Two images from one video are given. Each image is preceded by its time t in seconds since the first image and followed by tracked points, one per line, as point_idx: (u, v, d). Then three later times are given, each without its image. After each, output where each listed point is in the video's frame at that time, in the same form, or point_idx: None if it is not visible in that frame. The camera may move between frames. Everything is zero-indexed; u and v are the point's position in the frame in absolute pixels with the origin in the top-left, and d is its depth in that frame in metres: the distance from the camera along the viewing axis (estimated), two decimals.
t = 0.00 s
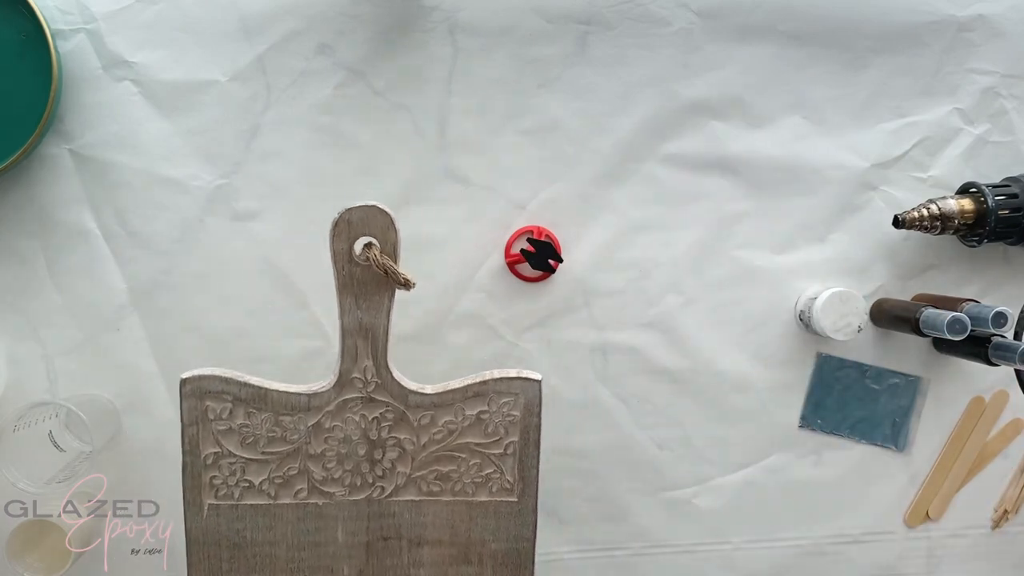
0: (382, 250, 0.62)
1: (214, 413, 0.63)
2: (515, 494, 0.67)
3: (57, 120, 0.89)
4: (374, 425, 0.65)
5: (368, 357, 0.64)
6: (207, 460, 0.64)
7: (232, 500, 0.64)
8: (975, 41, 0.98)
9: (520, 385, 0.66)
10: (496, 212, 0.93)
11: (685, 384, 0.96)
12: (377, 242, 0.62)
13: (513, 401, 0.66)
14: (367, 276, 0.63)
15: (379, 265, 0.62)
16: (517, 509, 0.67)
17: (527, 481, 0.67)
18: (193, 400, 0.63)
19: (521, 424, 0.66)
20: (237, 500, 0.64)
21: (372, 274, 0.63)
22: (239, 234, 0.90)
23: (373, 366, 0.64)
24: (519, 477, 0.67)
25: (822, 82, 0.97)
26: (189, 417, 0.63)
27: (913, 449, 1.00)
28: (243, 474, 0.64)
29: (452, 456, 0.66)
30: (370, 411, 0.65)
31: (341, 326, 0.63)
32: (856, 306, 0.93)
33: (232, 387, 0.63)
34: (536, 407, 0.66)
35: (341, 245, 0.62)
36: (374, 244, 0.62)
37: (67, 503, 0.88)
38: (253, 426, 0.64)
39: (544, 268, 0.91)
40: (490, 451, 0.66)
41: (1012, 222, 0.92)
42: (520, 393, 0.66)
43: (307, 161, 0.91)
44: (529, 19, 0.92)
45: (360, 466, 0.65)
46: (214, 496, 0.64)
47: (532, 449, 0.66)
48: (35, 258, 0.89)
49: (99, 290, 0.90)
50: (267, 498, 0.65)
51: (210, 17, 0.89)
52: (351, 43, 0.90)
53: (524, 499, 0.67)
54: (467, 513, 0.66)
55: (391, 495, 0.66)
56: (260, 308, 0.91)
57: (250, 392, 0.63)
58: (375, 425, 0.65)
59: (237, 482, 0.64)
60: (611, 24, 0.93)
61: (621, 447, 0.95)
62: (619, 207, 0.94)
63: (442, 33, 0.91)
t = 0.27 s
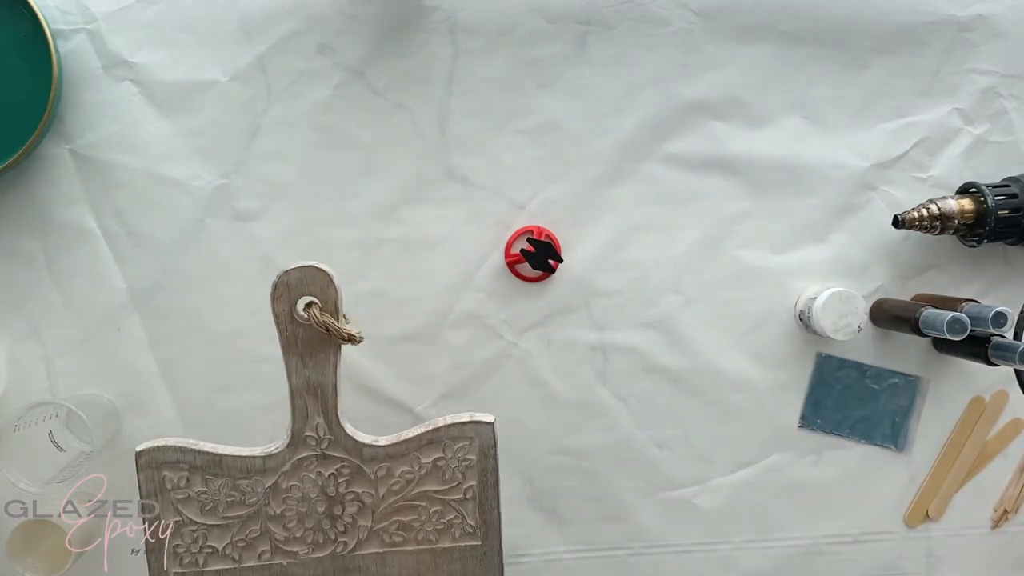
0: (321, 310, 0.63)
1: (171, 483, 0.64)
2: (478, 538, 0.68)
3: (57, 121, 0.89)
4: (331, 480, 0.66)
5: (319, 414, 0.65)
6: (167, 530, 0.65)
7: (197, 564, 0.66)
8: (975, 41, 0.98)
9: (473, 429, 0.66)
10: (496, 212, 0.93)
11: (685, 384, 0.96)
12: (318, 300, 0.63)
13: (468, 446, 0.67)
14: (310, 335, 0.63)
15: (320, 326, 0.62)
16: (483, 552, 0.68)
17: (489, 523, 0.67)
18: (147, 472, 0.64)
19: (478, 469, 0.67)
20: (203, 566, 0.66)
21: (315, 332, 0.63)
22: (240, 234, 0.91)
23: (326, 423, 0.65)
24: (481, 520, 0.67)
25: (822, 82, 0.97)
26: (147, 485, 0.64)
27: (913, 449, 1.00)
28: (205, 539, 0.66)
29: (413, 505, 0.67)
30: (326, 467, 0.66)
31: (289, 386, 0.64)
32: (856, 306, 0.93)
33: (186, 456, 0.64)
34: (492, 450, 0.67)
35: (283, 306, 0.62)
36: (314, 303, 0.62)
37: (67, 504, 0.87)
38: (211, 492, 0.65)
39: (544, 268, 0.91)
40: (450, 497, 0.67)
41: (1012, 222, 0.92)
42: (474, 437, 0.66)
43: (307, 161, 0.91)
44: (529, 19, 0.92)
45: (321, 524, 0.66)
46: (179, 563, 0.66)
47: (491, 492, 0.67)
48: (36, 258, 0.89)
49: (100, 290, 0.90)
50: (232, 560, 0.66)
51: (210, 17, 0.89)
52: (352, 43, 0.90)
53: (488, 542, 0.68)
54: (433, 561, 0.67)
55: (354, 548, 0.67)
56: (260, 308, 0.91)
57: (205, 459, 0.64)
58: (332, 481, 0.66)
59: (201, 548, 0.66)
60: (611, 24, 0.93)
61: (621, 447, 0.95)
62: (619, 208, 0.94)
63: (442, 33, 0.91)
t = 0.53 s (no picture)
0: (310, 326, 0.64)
1: (161, 493, 0.66)
2: (466, 553, 0.68)
3: (57, 121, 0.89)
4: (319, 494, 0.67)
5: (309, 428, 0.66)
6: (156, 540, 0.66)
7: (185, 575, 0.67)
8: (975, 41, 0.98)
9: (461, 445, 0.67)
10: (496, 212, 0.93)
11: (685, 384, 0.96)
12: (308, 316, 0.64)
13: (456, 461, 0.67)
14: (299, 350, 0.65)
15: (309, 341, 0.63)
16: (469, 568, 0.68)
17: (476, 539, 0.68)
18: (137, 481, 0.65)
19: (466, 486, 0.68)
20: None
21: (304, 347, 0.64)
22: (240, 233, 0.90)
23: (315, 437, 0.66)
24: (468, 536, 0.68)
25: (822, 82, 0.97)
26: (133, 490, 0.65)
27: (913, 449, 1.00)
28: (193, 549, 0.67)
29: (400, 520, 0.68)
30: (315, 481, 0.67)
31: (279, 399, 0.65)
32: (855, 306, 0.93)
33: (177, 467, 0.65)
34: (480, 466, 0.68)
35: (273, 321, 0.64)
36: (304, 318, 0.64)
37: (67, 503, 0.87)
38: (200, 503, 0.66)
39: (544, 268, 0.91)
40: (437, 513, 0.68)
41: (1012, 222, 0.92)
42: (462, 452, 0.67)
43: (308, 161, 0.91)
44: (529, 19, 0.92)
45: (309, 537, 0.67)
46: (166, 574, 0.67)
47: (479, 507, 0.68)
48: (36, 258, 0.89)
49: (100, 290, 0.90)
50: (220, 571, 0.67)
51: (210, 17, 0.89)
52: (351, 43, 0.90)
53: (475, 557, 0.68)
54: None
55: (341, 562, 0.68)
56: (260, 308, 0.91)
57: (195, 470, 0.65)
58: (321, 494, 0.67)
59: (189, 559, 0.67)
60: (611, 24, 0.93)
61: (621, 447, 0.95)
62: (619, 208, 0.94)
63: (442, 33, 0.91)
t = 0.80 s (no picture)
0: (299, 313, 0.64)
1: (140, 473, 0.66)
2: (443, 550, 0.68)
3: (57, 121, 0.89)
4: (300, 483, 0.67)
5: (292, 416, 0.66)
6: (133, 519, 0.66)
7: (161, 556, 0.67)
8: (975, 41, 0.98)
9: (446, 442, 0.67)
10: (496, 212, 0.93)
11: (685, 384, 0.96)
12: (298, 303, 0.64)
13: (439, 458, 0.67)
14: (287, 336, 0.64)
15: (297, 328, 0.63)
16: (446, 565, 0.69)
17: (455, 537, 0.68)
18: (118, 460, 0.65)
19: (448, 483, 0.68)
20: (166, 557, 0.67)
21: (293, 334, 0.64)
22: (240, 234, 0.91)
23: (298, 426, 0.66)
24: (447, 533, 0.68)
25: (822, 82, 0.97)
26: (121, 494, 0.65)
27: (913, 449, 1.00)
28: (170, 531, 0.67)
29: (380, 513, 0.68)
30: (296, 469, 0.67)
31: (265, 386, 0.65)
32: (855, 306, 0.93)
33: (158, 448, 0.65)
34: (463, 465, 0.67)
35: (263, 306, 0.63)
36: (294, 305, 0.63)
37: (67, 503, 0.87)
38: (179, 484, 0.66)
39: (544, 268, 0.91)
40: (417, 508, 0.68)
41: (1012, 222, 0.92)
42: (446, 450, 0.67)
43: (308, 160, 0.91)
44: (529, 19, 0.92)
45: (286, 524, 0.67)
46: (142, 553, 0.67)
47: (459, 506, 0.68)
48: (36, 258, 0.89)
49: (100, 290, 0.90)
50: (195, 554, 0.67)
51: (210, 17, 0.89)
52: (352, 43, 0.90)
53: (452, 555, 0.69)
54: (396, 569, 0.68)
55: (317, 551, 0.68)
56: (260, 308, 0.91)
57: (176, 452, 0.65)
58: (301, 483, 0.67)
59: (165, 540, 0.67)
60: (610, 24, 0.93)
61: (620, 447, 0.95)
62: (619, 208, 0.94)
63: (442, 33, 0.91)
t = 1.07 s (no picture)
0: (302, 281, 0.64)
1: (126, 426, 0.66)
2: (419, 534, 0.68)
3: (57, 120, 0.89)
4: (283, 452, 0.67)
5: (283, 385, 0.66)
6: (115, 472, 0.66)
7: (136, 513, 0.66)
8: (975, 41, 0.98)
9: (433, 426, 0.67)
10: (496, 212, 0.93)
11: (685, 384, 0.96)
12: (301, 272, 0.64)
13: (424, 441, 0.67)
14: (287, 304, 0.65)
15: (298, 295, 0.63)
16: (420, 551, 0.68)
17: (432, 523, 0.68)
18: (107, 410, 0.65)
19: (431, 467, 0.68)
20: (140, 514, 0.66)
21: (293, 302, 0.65)
22: (240, 234, 0.91)
23: (288, 395, 0.66)
24: (424, 518, 0.68)
25: (822, 82, 0.97)
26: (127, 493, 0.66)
27: (913, 449, 1.00)
28: (150, 488, 0.67)
29: (360, 491, 0.68)
30: (281, 438, 0.67)
31: (260, 352, 0.65)
32: (856, 306, 0.93)
33: (147, 401, 0.65)
34: (447, 449, 0.68)
35: (268, 271, 0.64)
36: (297, 273, 0.64)
37: (67, 503, 0.86)
38: (163, 441, 0.66)
39: (544, 268, 0.91)
40: (396, 489, 0.68)
41: (1011, 222, 0.92)
42: (432, 434, 0.67)
43: (308, 160, 0.91)
44: (529, 19, 0.92)
45: (265, 493, 0.67)
46: (118, 508, 0.66)
47: (440, 491, 0.68)
48: (36, 258, 0.89)
49: (100, 290, 0.90)
50: (170, 515, 0.67)
51: (210, 17, 0.89)
52: (352, 43, 0.90)
53: (427, 541, 0.68)
54: (370, 550, 0.68)
55: (292, 524, 0.67)
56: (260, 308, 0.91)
57: (164, 408, 0.65)
58: (284, 452, 0.67)
59: (142, 495, 0.67)
60: (610, 24, 0.93)
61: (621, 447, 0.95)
62: (619, 208, 0.94)
63: (442, 33, 0.91)
